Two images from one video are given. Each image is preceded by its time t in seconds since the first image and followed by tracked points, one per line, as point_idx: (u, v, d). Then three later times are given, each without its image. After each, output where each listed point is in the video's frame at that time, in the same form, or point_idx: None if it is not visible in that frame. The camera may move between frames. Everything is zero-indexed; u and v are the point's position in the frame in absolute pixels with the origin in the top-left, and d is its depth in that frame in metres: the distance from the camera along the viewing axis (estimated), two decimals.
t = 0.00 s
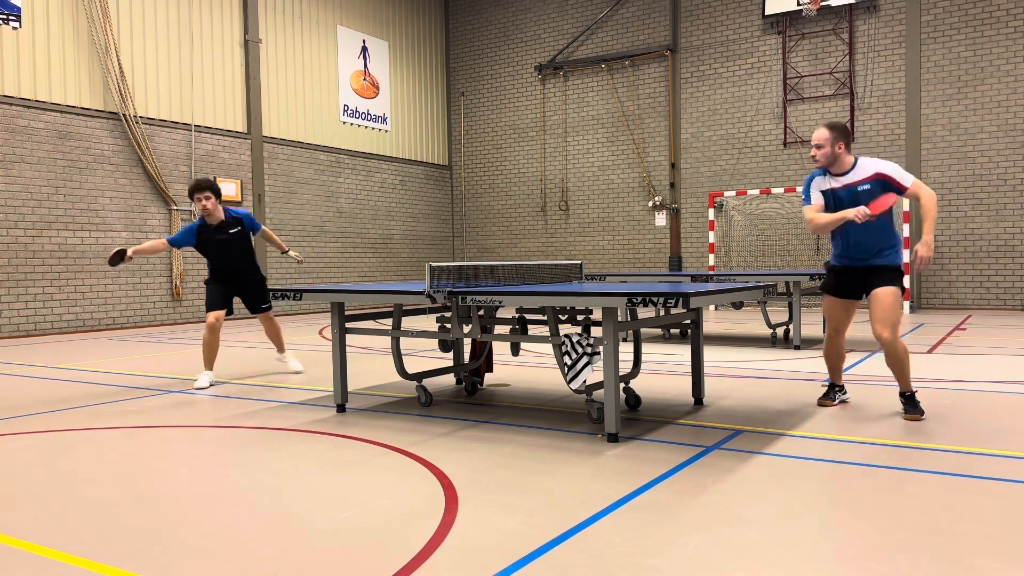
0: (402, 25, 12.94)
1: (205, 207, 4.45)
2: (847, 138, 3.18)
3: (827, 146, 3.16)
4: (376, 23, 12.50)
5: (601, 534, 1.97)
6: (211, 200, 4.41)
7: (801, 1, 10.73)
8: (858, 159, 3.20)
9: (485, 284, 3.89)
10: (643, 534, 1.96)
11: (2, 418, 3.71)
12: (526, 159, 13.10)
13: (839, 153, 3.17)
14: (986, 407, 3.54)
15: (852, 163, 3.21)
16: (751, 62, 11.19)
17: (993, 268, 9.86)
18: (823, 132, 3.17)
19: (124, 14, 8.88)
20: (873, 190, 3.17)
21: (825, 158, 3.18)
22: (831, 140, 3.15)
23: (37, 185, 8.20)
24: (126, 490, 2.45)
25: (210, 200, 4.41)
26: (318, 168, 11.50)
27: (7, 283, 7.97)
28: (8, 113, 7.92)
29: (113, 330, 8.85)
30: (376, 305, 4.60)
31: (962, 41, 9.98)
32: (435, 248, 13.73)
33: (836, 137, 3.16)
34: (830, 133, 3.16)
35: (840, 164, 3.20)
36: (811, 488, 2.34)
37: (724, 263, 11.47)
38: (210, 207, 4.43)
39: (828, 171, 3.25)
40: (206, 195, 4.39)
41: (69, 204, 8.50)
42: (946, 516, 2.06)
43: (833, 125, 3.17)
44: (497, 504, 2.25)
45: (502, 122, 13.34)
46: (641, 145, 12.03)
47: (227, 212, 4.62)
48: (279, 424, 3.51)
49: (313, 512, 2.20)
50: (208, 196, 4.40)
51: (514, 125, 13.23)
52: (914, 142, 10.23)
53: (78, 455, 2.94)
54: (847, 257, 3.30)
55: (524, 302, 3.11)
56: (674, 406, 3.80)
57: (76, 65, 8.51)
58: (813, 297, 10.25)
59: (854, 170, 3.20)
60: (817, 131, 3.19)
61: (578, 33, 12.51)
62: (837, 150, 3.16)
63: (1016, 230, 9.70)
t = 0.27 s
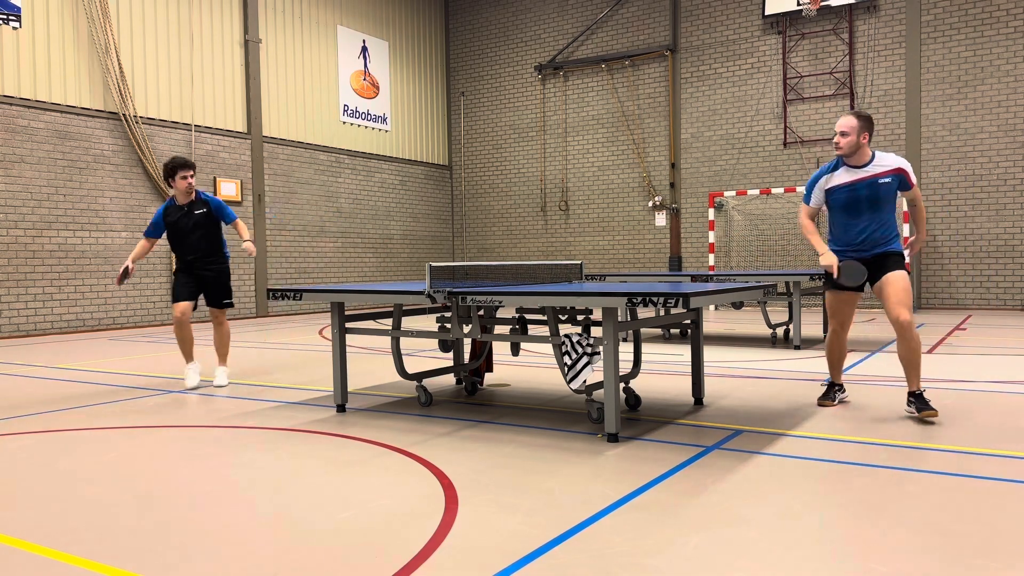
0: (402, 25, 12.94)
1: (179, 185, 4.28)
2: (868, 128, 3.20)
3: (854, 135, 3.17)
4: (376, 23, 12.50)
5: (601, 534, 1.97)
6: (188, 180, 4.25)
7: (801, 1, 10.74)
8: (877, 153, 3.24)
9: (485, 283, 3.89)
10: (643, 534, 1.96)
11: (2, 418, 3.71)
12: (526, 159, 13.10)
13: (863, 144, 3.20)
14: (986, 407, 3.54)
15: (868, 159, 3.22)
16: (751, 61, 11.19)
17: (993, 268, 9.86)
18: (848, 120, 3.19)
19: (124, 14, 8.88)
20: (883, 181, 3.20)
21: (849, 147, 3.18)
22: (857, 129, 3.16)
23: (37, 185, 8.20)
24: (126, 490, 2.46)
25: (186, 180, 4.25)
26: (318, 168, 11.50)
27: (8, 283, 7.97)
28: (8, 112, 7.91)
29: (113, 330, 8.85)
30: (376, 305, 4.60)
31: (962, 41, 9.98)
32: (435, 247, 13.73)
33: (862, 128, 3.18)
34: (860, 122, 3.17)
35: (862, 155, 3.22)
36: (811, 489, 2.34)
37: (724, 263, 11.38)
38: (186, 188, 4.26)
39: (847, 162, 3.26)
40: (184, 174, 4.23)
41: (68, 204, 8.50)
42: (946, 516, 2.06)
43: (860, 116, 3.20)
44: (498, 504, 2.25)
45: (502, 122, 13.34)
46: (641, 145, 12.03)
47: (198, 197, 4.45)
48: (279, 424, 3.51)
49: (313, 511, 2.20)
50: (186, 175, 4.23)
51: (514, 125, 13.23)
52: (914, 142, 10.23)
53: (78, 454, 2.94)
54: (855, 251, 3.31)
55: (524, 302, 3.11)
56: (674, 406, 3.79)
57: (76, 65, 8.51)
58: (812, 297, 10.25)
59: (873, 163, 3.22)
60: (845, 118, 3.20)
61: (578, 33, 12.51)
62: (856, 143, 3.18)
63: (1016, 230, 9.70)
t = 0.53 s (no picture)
0: (403, 25, 12.94)
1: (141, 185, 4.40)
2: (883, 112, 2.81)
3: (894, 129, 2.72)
4: (376, 22, 12.50)
5: (602, 534, 1.97)
6: (151, 181, 4.37)
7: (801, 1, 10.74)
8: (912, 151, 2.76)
9: (485, 283, 3.89)
10: (643, 534, 1.96)
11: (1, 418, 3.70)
12: (526, 159, 13.10)
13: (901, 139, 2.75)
14: (986, 407, 3.54)
15: (905, 156, 2.76)
16: (751, 61, 11.19)
17: (993, 268, 9.86)
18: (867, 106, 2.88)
19: (124, 13, 8.88)
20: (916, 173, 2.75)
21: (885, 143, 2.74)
22: (897, 121, 2.71)
23: (37, 185, 8.20)
24: (126, 489, 2.45)
25: (150, 180, 4.38)
26: (318, 168, 11.51)
27: (8, 283, 7.96)
28: (8, 112, 7.92)
29: (113, 330, 8.85)
30: (376, 305, 4.60)
31: (962, 41, 9.98)
32: (435, 247, 13.74)
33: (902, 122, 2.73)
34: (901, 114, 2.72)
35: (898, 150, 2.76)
36: (811, 488, 2.34)
37: (724, 263, 11.50)
38: (148, 188, 4.37)
39: (880, 157, 2.79)
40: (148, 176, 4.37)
41: (69, 204, 8.50)
42: (946, 516, 2.06)
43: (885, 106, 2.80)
44: (498, 503, 2.26)
45: (502, 122, 13.34)
46: (641, 145, 12.03)
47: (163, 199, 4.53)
48: (279, 424, 3.51)
49: (313, 511, 2.20)
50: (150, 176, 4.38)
51: (514, 125, 13.23)
52: (914, 142, 10.23)
53: (78, 455, 2.94)
54: (880, 250, 2.88)
55: (524, 302, 3.11)
56: (674, 406, 3.79)
57: (76, 65, 8.51)
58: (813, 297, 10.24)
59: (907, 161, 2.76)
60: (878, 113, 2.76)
61: (578, 33, 12.51)
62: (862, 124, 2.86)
63: (1016, 230, 9.70)
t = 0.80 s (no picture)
0: (403, 25, 12.94)
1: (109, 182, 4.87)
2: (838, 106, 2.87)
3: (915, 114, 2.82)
4: (376, 23, 12.50)
5: (602, 534, 1.97)
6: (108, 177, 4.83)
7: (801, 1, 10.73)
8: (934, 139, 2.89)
9: (485, 283, 3.89)
10: (643, 533, 1.96)
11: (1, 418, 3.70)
12: (526, 159, 13.10)
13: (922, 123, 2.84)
14: (986, 407, 3.54)
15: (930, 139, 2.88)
16: (751, 61, 11.19)
17: (993, 268, 9.86)
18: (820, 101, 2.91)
19: (124, 13, 8.88)
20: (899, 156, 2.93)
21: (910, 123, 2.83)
22: (919, 105, 2.80)
23: (37, 185, 8.19)
24: (126, 489, 2.45)
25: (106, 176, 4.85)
26: (318, 168, 11.51)
27: (8, 283, 7.96)
28: (8, 112, 7.91)
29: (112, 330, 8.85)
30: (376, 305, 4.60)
31: (962, 41, 9.98)
32: (435, 247, 13.74)
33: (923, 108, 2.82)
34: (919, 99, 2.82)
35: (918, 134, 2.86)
36: (812, 488, 2.34)
37: (723, 262, 11.45)
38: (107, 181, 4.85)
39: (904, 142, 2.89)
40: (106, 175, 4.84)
41: (68, 203, 8.52)
42: (947, 516, 2.06)
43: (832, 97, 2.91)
44: (498, 503, 2.26)
45: (502, 122, 13.34)
46: (641, 145, 12.02)
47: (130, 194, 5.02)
48: (278, 424, 3.51)
49: (313, 511, 2.20)
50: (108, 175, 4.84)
51: (514, 125, 13.22)
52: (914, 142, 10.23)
53: (78, 455, 2.94)
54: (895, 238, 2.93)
55: (524, 302, 3.11)
56: (674, 406, 3.79)
57: (76, 64, 8.51)
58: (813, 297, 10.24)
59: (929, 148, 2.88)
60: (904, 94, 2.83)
61: (578, 33, 12.51)
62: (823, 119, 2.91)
63: (1016, 230, 9.70)
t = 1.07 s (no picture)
0: (403, 25, 12.94)
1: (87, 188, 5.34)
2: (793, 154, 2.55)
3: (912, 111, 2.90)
4: (376, 23, 12.49)
5: (601, 534, 1.97)
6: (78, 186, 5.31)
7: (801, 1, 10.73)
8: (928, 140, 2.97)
9: (485, 283, 3.89)
10: (643, 533, 1.96)
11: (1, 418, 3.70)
12: (526, 159, 13.10)
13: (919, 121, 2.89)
14: (987, 407, 3.54)
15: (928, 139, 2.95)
16: (751, 61, 11.19)
17: (994, 268, 9.85)
18: (766, 151, 2.60)
19: (124, 13, 8.88)
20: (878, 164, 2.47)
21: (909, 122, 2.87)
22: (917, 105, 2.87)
23: (37, 185, 8.19)
24: (125, 490, 2.45)
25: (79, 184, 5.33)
26: (318, 168, 11.51)
27: (7, 283, 7.97)
28: (8, 112, 7.91)
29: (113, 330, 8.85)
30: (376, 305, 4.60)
31: (962, 41, 9.98)
32: (435, 247, 13.74)
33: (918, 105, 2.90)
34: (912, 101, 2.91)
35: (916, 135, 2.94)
36: (812, 488, 2.34)
37: (724, 262, 11.43)
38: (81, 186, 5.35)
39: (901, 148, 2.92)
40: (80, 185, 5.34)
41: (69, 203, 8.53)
42: (947, 516, 2.06)
43: (775, 139, 2.57)
44: (498, 504, 2.25)
45: (502, 122, 13.34)
46: (641, 145, 12.02)
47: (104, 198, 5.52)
48: (278, 424, 3.50)
49: (313, 511, 2.20)
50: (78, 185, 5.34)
51: (514, 125, 13.22)
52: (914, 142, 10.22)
53: (78, 455, 2.94)
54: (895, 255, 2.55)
55: (524, 302, 3.10)
56: (674, 406, 3.79)
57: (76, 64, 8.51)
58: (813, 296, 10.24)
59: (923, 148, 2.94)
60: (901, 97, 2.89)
61: (578, 33, 12.51)
62: (778, 170, 2.60)
63: (1016, 230, 9.70)
